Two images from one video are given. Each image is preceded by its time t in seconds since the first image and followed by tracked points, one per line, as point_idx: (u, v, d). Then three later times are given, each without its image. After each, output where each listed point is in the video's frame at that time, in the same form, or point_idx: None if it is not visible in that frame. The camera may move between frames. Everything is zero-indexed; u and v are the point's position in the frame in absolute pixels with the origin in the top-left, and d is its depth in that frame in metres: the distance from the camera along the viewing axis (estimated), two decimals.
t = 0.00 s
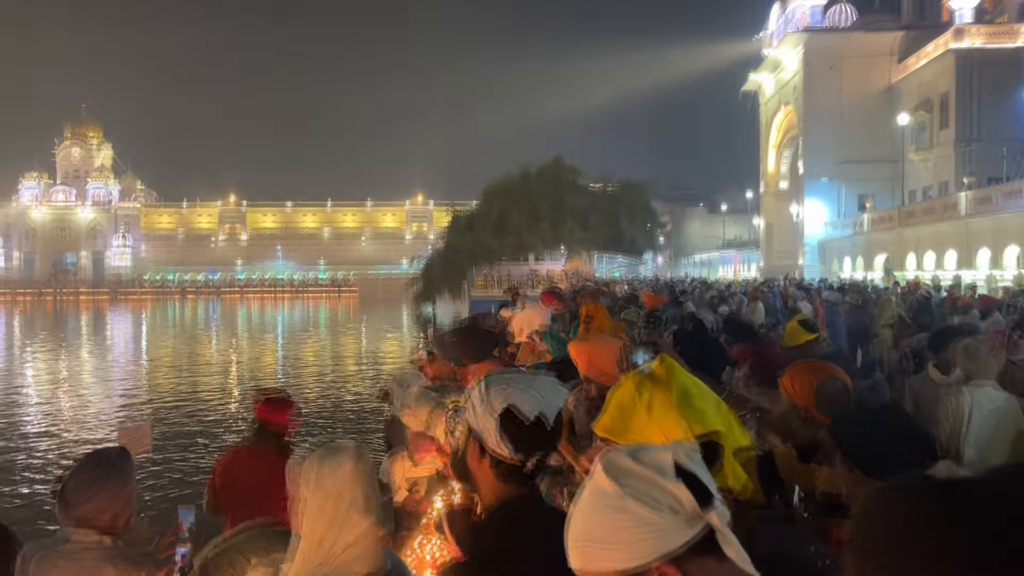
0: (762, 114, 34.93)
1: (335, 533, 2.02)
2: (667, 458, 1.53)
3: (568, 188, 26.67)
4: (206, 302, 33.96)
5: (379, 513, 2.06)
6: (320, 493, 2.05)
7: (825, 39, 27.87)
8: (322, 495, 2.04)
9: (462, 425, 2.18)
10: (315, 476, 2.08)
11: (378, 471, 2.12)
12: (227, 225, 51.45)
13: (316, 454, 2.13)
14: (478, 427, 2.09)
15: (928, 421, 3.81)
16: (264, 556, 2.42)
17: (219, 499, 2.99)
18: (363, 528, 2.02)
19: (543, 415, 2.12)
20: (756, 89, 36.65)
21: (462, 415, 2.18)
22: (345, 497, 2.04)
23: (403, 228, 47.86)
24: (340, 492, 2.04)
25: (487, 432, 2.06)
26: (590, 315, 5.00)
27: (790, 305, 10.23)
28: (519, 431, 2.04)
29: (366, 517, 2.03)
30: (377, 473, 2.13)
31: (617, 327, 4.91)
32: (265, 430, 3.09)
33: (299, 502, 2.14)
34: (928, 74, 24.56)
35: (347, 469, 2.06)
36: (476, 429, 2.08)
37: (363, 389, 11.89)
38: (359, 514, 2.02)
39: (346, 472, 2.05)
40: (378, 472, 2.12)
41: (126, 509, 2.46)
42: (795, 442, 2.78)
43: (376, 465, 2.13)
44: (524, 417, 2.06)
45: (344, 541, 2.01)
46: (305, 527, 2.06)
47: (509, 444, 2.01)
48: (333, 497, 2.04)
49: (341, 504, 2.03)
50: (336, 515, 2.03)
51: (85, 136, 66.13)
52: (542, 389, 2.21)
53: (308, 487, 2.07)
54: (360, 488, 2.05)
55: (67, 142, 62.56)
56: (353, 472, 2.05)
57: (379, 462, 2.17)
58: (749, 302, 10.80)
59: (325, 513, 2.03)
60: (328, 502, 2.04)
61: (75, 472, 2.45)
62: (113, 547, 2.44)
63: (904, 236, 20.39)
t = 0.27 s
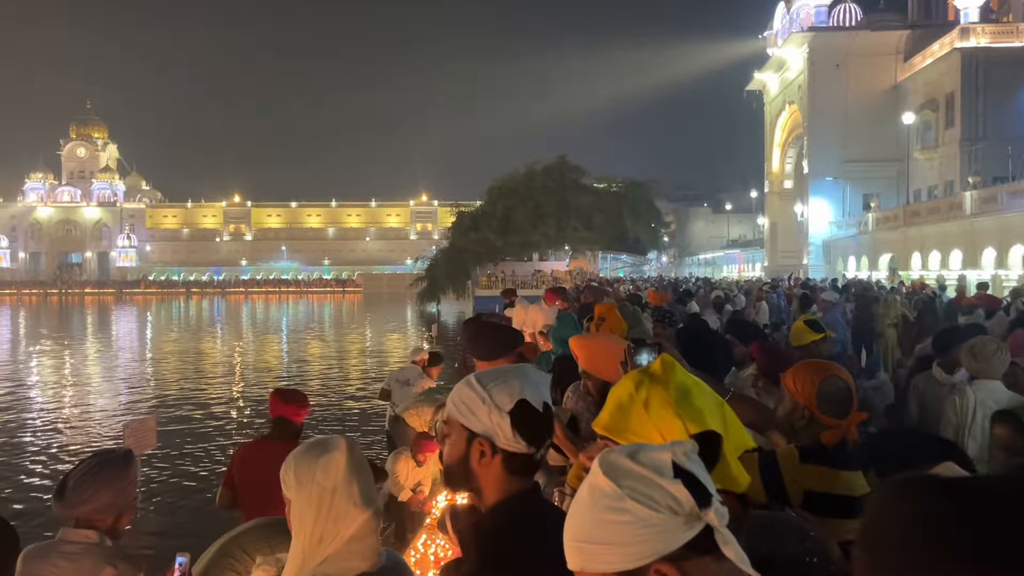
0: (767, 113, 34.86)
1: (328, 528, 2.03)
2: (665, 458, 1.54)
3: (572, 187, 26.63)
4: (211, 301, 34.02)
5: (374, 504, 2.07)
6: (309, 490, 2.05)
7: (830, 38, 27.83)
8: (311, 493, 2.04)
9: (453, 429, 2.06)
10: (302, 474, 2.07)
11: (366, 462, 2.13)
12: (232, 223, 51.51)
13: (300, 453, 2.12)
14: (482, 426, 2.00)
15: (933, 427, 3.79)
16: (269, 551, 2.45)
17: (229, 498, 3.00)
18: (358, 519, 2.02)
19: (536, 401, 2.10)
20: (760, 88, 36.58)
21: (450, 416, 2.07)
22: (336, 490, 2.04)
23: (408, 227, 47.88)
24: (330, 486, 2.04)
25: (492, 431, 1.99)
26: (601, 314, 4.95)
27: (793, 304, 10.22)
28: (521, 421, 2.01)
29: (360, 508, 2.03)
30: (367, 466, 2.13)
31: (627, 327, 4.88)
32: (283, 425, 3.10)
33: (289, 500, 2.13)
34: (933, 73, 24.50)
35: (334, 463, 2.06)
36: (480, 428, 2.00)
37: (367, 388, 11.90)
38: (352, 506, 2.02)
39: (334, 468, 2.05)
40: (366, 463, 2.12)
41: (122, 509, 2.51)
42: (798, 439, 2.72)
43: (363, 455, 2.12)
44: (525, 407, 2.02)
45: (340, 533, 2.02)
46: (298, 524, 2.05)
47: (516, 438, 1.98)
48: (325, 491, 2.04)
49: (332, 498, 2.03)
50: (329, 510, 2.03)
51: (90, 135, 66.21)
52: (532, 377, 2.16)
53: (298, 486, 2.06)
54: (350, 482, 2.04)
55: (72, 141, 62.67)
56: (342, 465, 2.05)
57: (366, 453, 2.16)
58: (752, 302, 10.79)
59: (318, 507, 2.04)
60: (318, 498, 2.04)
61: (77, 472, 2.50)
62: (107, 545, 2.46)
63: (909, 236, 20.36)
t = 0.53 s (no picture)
0: (773, 113, 34.79)
1: (327, 525, 2.04)
2: (668, 459, 1.55)
3: (578, 187, 26.61)
4: (218, 301, 34.09)
5: (370, 497, 2.09)
6: (305, 492, 2.07)
7: (837, 38, 27.78)
8: (307, 494, 2.07)
9: (450, 453, 2.00)
10: (296, 475, 2.10)
11: (358, 460, 2.15)
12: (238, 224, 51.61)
13: (293, 457, 2.14)
14: (487, 435, 1.98)
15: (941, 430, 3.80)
16: (275, 553, 2.46)
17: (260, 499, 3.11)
18: (356, 513, 2.04)
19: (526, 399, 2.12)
20: (767, 88, 36.51)
21: (437, 436, 2.02)
22: (330, 488, 2.06)
23: (414, 228, 47.91)
24: (325, 486, 2.07)
25: (498, 437, 1.97)
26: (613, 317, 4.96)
27: (801, 305, 10.19)
28: (518, 420, 2.02)
29: (356, 501, 2.05)
30: (361, 464, 2.16)
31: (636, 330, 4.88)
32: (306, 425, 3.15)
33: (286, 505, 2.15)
34: (941, 72, 24.43)
35: (327, 463, 2.09)
36: (487, 437, 1.97)
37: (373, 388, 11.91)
38: (349, 500, 2.04)
39: (327, 468, 2.08)
40: (359, 460, 2.15)
41: (126, 509, 2.51)
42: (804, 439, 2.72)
43: (356, 456, 2.15)
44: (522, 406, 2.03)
45: (339, 530, 2.03)
46: (297, 527, 2.07)
47: (517, 433, 2.00)
48: (320, 491, 2.06)
49: (328, 497, 2.05)
50: (325, 507, 2.05)
51: (97, 136, 66.43)
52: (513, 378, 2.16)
53: (294, 489, 2.09)
54: (345, 478, 2.06)
55: (80, 142, 62.91)
56: (334, 464, 2.08)
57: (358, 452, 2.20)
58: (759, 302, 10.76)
59: (315, 506, 2.06)
60: (315, 498, 2.06)
61: (86, 472, 2.53)
62: (111, 546, 2.48)
63: (917, 236, 20.29)
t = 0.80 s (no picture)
0: (783, 113, 34.69)
1: (331, 523, 2.09)
2: (677, 460, 1.55)
3: (588, 187, 26.58)
4: (229, 302, 34.19)
5: (373, 493, 2.13)
6: (308, 492, 2.13)
7: (848, 38, 27.68)
8: (310, 495, 2.12)
9: (458, 467, 1.99)
10: (299, 476, 2.16)
11: (358, 458, 2.20)
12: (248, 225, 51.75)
13: (296, 460, 2.20)
14: (495, 442, 1.98)
15: (954, 431, 3.80)
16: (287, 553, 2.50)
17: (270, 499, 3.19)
18: (359, 509, 2.08)
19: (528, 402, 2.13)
20: (777, 89, 36.40)
21: (442, 448, 2.01)
22: (332, 488, 2.11)
23: (423, 229, 47.95)
24: (327, 485, 2.12)
25: (506, 443, 1.97)
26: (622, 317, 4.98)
27: (812, 305, 10.14)
28: (522, 423, 2.03)
29: (358, 498, 2.09)
30: (362, 463, 2.21)
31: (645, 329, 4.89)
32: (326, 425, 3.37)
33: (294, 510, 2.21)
34: (952, 72, 24.32)
35: (328, 464, 2.15)
36: (495, 445, 1.96)
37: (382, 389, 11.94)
38: (350, 496, 2.08)
39: (327, 469, 2.13)
40: (359, 459, 2.20)
41: (136, 509, 2.53)
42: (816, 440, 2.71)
43: (355, 455, 2.20)
44: (523, 408, 2.06)
45: (342, 525, 2.08)
46: (304, 528, 2.12)
47: (523, 436, 2.01)
48: (322, 490, 2.12)
49: (331, 496, 2.11)
50: (329, 506, 2.10)
51: (109, 138, 66.74)
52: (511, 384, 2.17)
53: (297, 493, 2.14)
54: (345, 478, 2.11)
55: (92, 143, 63.22)
56: (335, 464, 2.14)
57: (359, 452, 2.25)
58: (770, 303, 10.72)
59: (317, 505, 2.11)
60: (319, 498, 2.11)
61: (97, 472, 2.56)
62: (121, 547, 2.49)
63: (928, 236, 20.20)
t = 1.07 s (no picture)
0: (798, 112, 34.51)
1: (344, 524, 2.10)
2: (695, 460, 1.56)
3: (602, 188, 26.55)
4: (244, 302, 34.37)
5: (385, 491, 2.14)
6: (321, 493, 2.14)
7: (864, 37, 27.51)
8: (322, 496, 2.14)
9: (470, 471, 2.00)
10: (312, 476, 2.17)
11: (370, 458, 2.21)
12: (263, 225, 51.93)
13: (307, 461, 2.22)
14: (509, 445, 1.98)
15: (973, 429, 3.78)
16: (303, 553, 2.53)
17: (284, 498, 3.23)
18: (373, 508, 2.08)
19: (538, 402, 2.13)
20: (792, 88, 36.22)
21: (454, 453, 2.02)
22: (344, 487, 2.13)
23: (437, 229, 48.00)
24: (339, 485, 2.14)
25: (517, 447, 1.98)
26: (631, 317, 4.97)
27: (829, 305, 10.08)
28: (534, 425, 2.04)
29: (369, 497, 2.10)
30: (374, 462, 2.22)
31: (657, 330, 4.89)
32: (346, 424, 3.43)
33: (303, 509, 2.23)
34: (968, 71, 24.15)
35: (339, 464, 2.16)
36: (508, 450, 1.97)
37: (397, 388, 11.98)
38: (362, 496, 2.09)
39: (340, 468, 2.15)
40: (371, 458, 2.21)
41: (154, 508, 2.56)
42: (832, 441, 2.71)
43: (366, 454, 2.21)
44: (535, 409, 2.06)
45: (354, 526, 2.09)
46: (317, 528, 2.14)
47: (536, 438, 2.01)
48: (335, 490, 2.13)
49: (343, 496, 2.12)
50: (342, 505, 2.11)
51: (126, 139, 67.16)
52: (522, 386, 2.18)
53: (311, 491, 2.16)
54: (357, 478, 2.12)
55: (109, 145, 63.66)
56: (346, 464, 2.15)
57: (370, 451, 2.26)
58: (786, 303, 10.67)
59: (330, 507, 2.13)
60: (331, 498, 2.13)
61: (115, 470, 2.58)
62: (140, 544, 2.52)
63: (944, 236, 20.07)
